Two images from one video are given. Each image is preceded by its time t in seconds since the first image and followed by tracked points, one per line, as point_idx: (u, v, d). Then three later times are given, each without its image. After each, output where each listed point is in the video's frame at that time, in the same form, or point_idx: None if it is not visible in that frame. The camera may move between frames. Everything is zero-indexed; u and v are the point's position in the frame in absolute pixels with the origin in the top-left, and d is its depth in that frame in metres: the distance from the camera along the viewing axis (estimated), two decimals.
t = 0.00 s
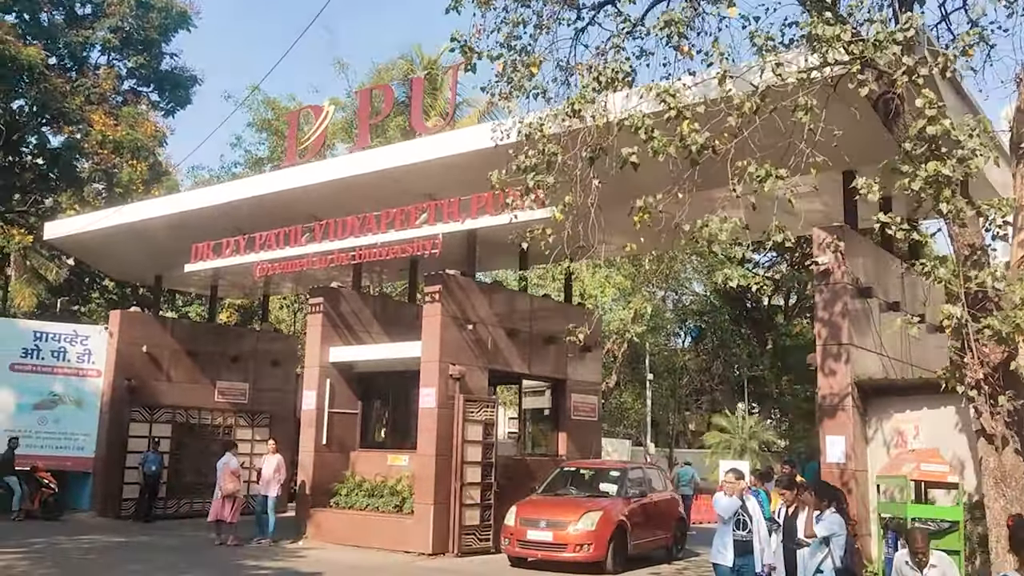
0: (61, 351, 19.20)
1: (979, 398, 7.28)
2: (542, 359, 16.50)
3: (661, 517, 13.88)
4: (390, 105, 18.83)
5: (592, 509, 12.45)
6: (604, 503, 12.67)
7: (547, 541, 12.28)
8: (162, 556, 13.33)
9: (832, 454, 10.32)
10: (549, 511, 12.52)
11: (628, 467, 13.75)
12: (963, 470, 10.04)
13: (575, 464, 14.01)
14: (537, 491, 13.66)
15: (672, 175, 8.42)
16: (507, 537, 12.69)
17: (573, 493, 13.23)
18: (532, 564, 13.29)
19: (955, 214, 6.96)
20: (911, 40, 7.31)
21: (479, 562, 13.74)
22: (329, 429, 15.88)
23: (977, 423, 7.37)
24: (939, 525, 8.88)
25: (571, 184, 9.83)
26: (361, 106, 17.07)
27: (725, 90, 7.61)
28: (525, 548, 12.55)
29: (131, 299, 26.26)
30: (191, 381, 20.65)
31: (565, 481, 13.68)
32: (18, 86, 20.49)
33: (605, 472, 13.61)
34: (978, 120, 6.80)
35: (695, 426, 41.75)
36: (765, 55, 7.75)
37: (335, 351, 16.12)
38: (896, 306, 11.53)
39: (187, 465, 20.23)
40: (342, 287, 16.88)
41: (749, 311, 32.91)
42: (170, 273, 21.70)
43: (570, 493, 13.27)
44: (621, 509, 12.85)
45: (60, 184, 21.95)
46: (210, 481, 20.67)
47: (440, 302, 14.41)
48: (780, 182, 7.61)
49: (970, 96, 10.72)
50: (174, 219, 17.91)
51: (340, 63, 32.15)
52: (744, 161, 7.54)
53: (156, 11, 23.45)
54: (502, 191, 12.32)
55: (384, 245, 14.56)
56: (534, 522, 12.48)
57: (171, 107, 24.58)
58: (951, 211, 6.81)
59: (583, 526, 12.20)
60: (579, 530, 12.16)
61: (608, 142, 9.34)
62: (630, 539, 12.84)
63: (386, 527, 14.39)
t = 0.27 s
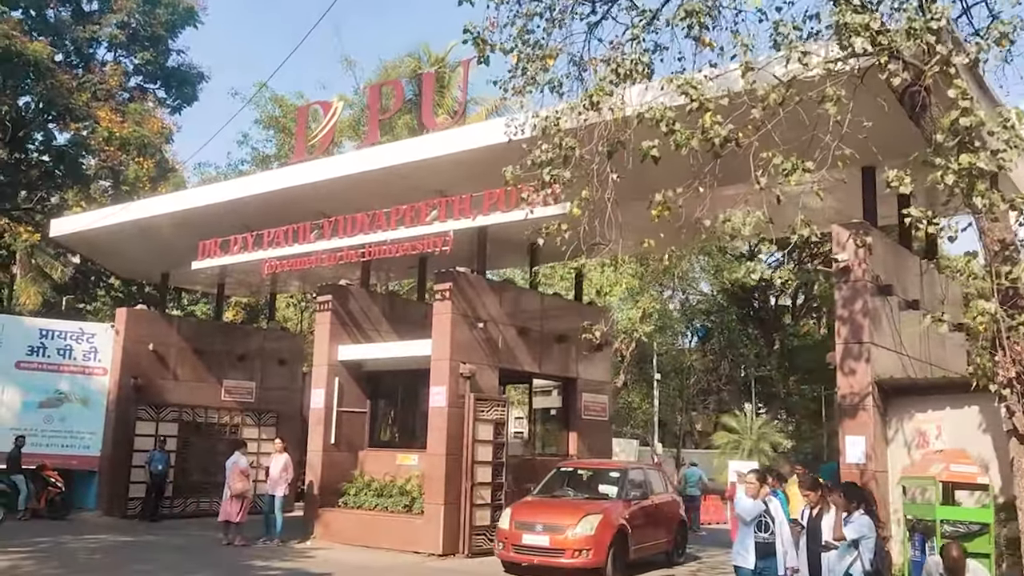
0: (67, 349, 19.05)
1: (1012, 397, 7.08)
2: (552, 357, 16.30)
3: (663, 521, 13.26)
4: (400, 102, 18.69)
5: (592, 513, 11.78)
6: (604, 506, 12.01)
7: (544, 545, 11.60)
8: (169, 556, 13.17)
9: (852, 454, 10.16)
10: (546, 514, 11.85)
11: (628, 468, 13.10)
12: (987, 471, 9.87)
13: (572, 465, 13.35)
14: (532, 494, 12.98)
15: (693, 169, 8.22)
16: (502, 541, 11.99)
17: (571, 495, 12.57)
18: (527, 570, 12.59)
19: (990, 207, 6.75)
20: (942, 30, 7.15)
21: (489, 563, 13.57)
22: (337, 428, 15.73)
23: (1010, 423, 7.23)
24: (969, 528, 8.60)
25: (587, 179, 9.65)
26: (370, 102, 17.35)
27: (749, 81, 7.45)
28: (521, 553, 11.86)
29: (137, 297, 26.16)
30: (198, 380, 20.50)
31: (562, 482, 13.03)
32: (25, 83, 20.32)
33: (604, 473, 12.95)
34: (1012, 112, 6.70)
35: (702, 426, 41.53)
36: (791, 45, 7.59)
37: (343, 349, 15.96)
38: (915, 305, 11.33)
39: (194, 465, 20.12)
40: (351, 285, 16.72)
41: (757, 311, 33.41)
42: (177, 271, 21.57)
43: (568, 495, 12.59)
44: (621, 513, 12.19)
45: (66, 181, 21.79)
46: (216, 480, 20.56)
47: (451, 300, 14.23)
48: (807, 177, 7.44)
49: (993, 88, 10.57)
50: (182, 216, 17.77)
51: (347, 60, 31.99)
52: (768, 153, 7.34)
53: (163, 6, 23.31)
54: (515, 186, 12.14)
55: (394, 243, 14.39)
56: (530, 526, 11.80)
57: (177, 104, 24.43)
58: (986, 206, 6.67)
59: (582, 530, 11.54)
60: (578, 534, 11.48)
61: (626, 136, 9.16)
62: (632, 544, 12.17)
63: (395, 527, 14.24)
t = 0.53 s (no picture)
0: (71, 347, 18.76)
1: None
2: (562, 357, 16.10)
3: (666, 524, 12.45)
4: (409, 97, 18.50)
5: (593, 517, 10.96)
6: (606, 510, 11.16)
7: (541, 552, 10.83)
8: (175, 558, 12.97)
9: (873, 455, 9.95)
10: (543, 520, 11.04)
11: (629, 468, 12.24)
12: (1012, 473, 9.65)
13: (570, 464, 12.49)
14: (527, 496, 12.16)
15: (716, 162, 8.03)
16: (496, 548, 11.21)
17: (568, 498, 11.72)
18: None
19: None
20: (977, 18, 6.95)
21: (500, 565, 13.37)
22: (345, 428, 15.52)
23: None
24: (1002, 532, 8.20)
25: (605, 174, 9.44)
26: (377, 100, 17.80)
27: (775, 72, 7.26)
28: (516, 561, 11.07)
29: (142, 295, 25.98)
30: (202, 378, 20.41)
31: (558, 483, 12.18)
32: (29, 78, 20.29)
33: (604, 473, 12.10)
34: None
35: (708, 426, 41.31)
36: (819, 34, 7.39)
37: (351, 348, 15.75)
38: (935, 303, 11.12)
39: (198, 464, 19.92)
40: (359, 283, 16.53)
41: (761, 311, 35.96)
42: (182, 268, 21.38)
43: (566, 498, 11.73)
44: (624, 516, 11.40)
45: (69, 177, 21.73)
46: (221, 480, 20.37)
47: (461, 298, 14.04)
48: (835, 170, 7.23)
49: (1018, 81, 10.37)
50: (187, 212, 17.59)
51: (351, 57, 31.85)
52: (796, 144, 7.14)
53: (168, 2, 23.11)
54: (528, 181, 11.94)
55: (403, 240, 14.20)
56: (526, 532, 10.99)
57: (182, 101, 24.23)
58: None
59: (582, 535, 10.73)
60: (578, 540, 10.68)
61: (645, 129, 8.96)
62: (636, 550, 11.37)
63: (404, 529, 14.04)
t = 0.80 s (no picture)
0: (77, 347, 18.58)
1: None
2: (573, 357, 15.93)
3: (665, 529, 11.94)
4: (419, 94, 18.33)
5: (593, 523, 10.29)
6: (608, 516, 10.52)
7: (541, 561, 10.08)
8: (183, 560, 12.82)
9: (894, 457, 9.76)
10: (540, 527, 10.31)
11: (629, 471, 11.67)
12: None
13: (569, 465, 11.95)
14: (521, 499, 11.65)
15: (738, 158, 7.86)
16: (492, 557, 10.44)
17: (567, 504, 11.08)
18: None
19: None
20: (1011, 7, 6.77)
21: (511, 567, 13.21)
22: (354, 428, 15.37)
23: None
24: None
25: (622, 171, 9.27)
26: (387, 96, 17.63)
27: (801, 65, 7.10)
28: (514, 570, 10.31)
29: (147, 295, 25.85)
30: (209, 379, 20.22)
31: (556, 486, 11.63)
32: (35, 76, 20.05)
33: (603, 478, 11.52)
34: None
35: (715, 427, 41.09)
36: (847, 25, 7.23)
37: (359, 348, 15.58)
38: (956, 302, 10.92)
39: (204, 465, 19.78)
40: (367, 282, 16.38)
41: (768, 311, 35.89)
42: (189, 268, 21.24)
43: (564, 504, 11.09)
44: (625, 521, 10.77)
45: (75, 176, 21.44)
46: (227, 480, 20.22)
47: (471, 298, 13.88)
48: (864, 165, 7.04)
49: None
50: (194, 211, 17.45)
51: (357, 55, 31.74)
52: (824, 139, 6.96)
53: None
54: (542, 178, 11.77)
55: (413, 239, 14.03)
56: (522, 540, 10.25)
57: (188, 99, 24.09)
58: None
59: (583, 543, 10.04)
60: (579, 547, 10.00)
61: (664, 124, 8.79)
62: (638, 557, 10.73)
63: (413, 531, 13.88)
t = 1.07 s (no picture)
0: (82, 346, 18.55)
1: None
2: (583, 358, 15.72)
3: (670, 534, 11.43)
4: (428, 92, 18.15)
5: (596, 530, 9.76)
6: (612, 522, 9.99)
7: (540, 571, 9.55)
8: (188, 562, 12.65)
9: (914, 460, 9.54)
10: (539, 534, 9.80)
11: (631, 475, 11.15)
12: None
13: (569, 467, 11.49)
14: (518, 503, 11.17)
15: (759, 152, 7.66)
16: (488, 565, 9.90)
17: (567, 509, 10.57)
18: None
19: None
20: None
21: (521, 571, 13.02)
22: (361, 429, 15.19)
23: None
24: None
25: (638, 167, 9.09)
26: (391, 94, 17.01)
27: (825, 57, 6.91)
28: None
29: (153, 294, 25.70)
30: (214, 379, 20.03)
31: (555, 489, 11.17)
32: (41, 74, 20.06)
33: (605, 482, 11.01)
34: None
35: (722, 430, 40.81)
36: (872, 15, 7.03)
37: (367, 348, 15.41)
38: (976, 302, 10.70)
39: (210, 466, 19.62)
40: (375, 282, 16.20)
41: (776, 313, 35.49)
42: (195, 267, 21.08)
43: (563, 509, 10.58)
44: (629, 528, 10.23)
45: (81, 175, 21.27)
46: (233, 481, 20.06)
47: (480, 297, 13.68)
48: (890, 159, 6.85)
49: None
50: (200, 209, 17.28)
51: (363, 55, 31.63)
52: (849, 132, 6.76)
53: None
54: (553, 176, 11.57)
55: (422, 237, 13.85)
56: (522, 549, 9.71)
57: (194, 98, 23.95)
58: None
59: (585, 551, 9.51)
60: (580, 555, 9.47)
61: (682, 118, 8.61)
62: (642, 565, 10.21)
63: (421, 533, 13.70)
